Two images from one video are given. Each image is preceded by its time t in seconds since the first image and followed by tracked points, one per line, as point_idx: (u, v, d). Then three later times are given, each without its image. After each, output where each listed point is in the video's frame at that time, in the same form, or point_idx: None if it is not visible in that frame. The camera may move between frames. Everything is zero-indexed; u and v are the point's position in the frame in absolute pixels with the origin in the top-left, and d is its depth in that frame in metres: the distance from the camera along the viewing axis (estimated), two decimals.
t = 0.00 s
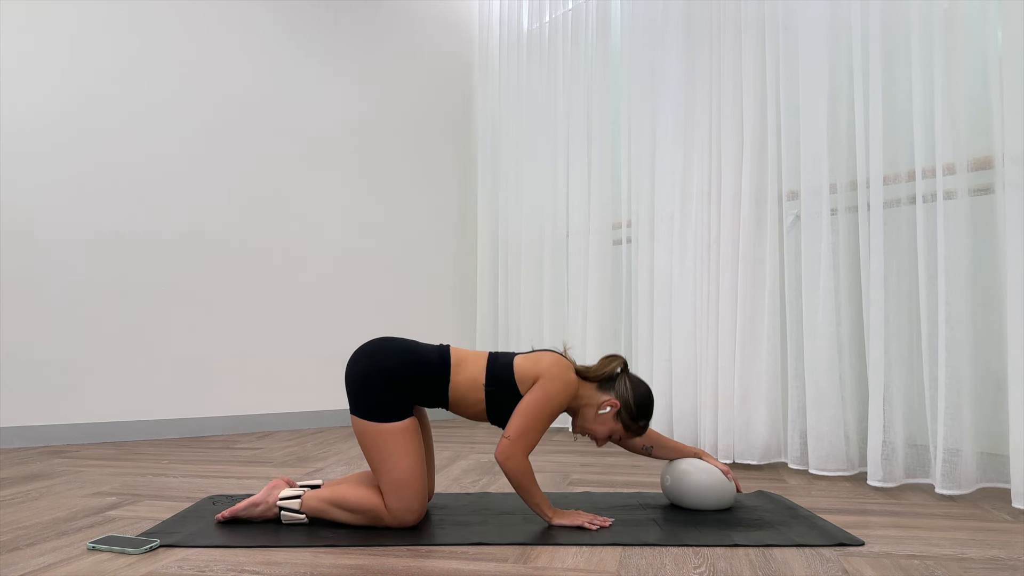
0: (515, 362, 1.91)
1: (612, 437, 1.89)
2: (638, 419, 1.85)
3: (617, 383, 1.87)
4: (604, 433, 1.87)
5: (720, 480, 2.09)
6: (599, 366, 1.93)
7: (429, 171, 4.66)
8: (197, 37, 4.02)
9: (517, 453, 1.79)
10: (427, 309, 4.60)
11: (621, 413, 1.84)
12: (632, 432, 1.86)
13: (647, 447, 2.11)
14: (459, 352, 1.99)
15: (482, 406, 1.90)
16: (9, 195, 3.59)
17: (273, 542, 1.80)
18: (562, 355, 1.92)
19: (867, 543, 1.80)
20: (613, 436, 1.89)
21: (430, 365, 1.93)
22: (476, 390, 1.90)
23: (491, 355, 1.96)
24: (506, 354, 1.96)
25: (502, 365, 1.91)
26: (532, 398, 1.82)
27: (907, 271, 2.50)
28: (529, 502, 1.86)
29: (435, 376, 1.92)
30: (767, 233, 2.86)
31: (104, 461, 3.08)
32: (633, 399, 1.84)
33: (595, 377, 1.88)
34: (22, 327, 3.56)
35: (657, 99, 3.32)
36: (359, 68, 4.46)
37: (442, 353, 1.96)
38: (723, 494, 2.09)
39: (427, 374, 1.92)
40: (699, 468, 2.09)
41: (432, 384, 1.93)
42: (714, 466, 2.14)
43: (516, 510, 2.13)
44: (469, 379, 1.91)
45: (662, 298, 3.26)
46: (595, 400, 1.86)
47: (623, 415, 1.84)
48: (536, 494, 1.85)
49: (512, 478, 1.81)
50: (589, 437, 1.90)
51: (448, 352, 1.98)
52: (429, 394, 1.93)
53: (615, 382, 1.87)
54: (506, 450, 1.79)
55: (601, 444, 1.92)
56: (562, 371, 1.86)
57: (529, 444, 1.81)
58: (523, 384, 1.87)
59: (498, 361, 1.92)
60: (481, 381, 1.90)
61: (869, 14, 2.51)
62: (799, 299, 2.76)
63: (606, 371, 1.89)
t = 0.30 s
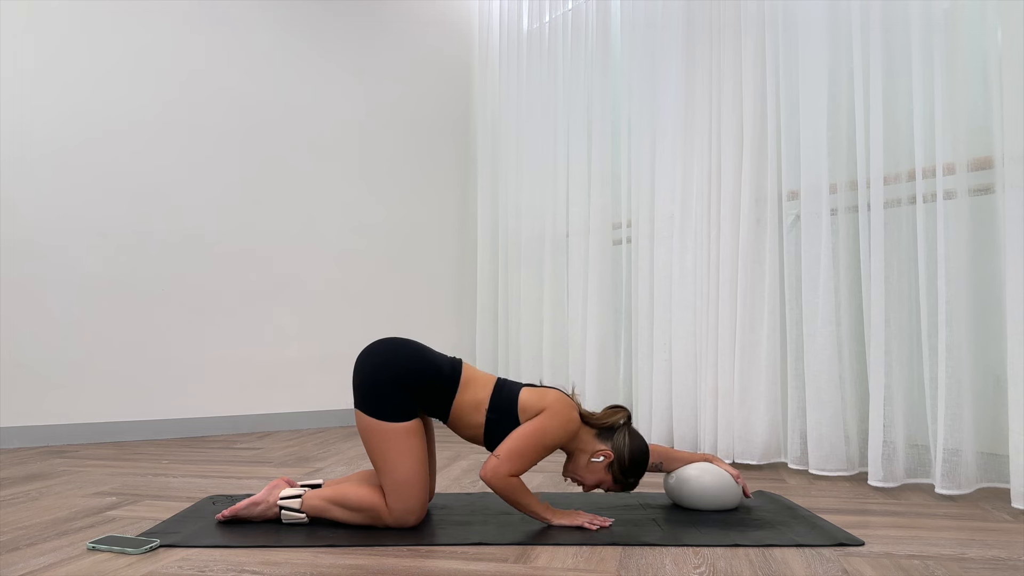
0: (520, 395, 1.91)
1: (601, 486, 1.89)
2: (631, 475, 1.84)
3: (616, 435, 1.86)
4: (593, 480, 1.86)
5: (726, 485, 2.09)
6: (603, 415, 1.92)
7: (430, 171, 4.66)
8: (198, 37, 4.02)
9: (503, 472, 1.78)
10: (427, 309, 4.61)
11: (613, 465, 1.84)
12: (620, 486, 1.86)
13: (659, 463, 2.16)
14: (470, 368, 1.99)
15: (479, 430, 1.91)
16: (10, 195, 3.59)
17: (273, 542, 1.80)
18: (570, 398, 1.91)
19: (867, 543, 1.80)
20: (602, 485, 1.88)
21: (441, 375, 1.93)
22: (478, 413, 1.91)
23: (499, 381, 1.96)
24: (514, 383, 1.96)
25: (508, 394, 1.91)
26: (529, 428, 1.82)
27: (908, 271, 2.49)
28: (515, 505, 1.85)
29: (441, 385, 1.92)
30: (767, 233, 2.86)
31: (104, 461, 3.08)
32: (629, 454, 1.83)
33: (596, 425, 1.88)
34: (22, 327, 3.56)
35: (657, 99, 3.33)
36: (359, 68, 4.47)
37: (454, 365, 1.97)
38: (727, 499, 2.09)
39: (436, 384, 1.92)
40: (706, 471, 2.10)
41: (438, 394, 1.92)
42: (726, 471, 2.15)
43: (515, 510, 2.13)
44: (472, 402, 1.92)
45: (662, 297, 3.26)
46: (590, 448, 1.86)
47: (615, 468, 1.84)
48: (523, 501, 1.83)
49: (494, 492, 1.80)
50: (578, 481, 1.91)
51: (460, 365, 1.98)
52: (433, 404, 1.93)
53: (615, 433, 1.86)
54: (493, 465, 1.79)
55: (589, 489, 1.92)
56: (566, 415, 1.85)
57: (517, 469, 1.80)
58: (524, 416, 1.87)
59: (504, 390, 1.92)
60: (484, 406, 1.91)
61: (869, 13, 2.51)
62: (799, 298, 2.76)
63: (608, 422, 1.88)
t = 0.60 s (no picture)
0: (521, 369, 1.91)
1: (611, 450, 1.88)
2: (640, 438, 1.85)
3: (624, 400, 1.86)
4: (605, 445, 1.85)
5: (723, 486, 2.09)
6: (610, 382, 1.92)
7: (430, 171, 4.66)
8: (198, 37, 4.02)
9: (517, 456, 1.77)
10: (427, 309, 4.61)
11: (624, 429, 1.83)
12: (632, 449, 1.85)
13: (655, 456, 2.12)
14: (469, 356, 2.00)
15: (487, 409, 1.91)
16: (10, 195, 3.59)
17: (273, 542, 1.80)
18: (568, 365, 1.91)
19: (867, 543, 1.80)
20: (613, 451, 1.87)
21: (441, 368, 1.93)
22: (482, 393, 1.91)
23: (498, 361, 1.97)
24: (512, 360, 1.96)
25: (511, 370, 1.91)
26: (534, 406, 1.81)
27: (908, 271, 2.49)
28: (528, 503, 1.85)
29: (442, 377, 1.92)
30: (767, 233, 2.86)
31: (104, 462, 3.08)
32: (639, 417, 1.83)
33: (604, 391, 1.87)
34: (22, 327, 3.56)
35: (657, 99, 3.33)
36: (359, 68, 4.47)
37: (453, 356, 1.97)
38: (724, 500, 2.09)
39: (438, 377, 1.92)
40: (706, 470, 2.10)
41: (441, 387, 1.93)
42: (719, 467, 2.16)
43: (516, 510, 2.13)
44: (476, 383, 1.92)
45: (662, 297, 3.26)
46: (599, 413, 1.85)
47: (626, 431, 1.83)
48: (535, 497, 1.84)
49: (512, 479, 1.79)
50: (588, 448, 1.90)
51: (460, 356, 1.98)
52: (437, 396, 1.93)
53: (624, 398, 1.86)
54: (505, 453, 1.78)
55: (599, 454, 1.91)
56: (568, 381, 1.84)
57: (531, 449, 1.79)
58: (529, 390, 1.87)
59: (504, 369, 1.92)
60: (488, 385, 1.91)
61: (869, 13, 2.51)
62: (799, 298, 2.76)
63: (616, 387, 1.88)
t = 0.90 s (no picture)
0: (511, 330, 1.91)
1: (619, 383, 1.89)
2: (644, 363, 1.84)
3: (620, 331, 1.87)
4: (610, 379, 1.87)
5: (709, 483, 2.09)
6: (603, 318, 1.93)
7: (430, 172, 4.66)
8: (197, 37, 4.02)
9: (545, 430, 1.82)
10: (427, 309, 4.60)
11: (625, 358, 1.84)
12: (638, 378, 1.85)
13: (629, 426, 2.16)
14: (457, 334, 1.99)
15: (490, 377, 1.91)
16: (10, 196, 3.59)
17: (273, 542, 1.80)
18: (555, 316, 1.90)
19: (867, 543, 1.80)
20: (622, 383, 1.88)
21: (434, 358, 1.93)
22: (480, 364, 1.91)
23: (487, 328, 1.96)
24: (501, 323, 1.96)
25: (500, 334, 1.91)
26: (538, 372, 1.82)
27: (908, 271, 2.49)
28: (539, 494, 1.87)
29: (437, 364, 1.92)
30: (767, 233, 2.86)
31: (104, 461, 3.08)
32: (636, 344, 1.83)
33: (598, 325, 1.89)
34: (22, 327, 3.56)
35: (657, 98, 3.33)
36: (359, 68, 4.47)
37: (442, 341, 1.96)
38: (711, 496, 2.09)
39: (433, 366, 1.92)
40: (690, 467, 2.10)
41: (439, 375, 1.93)
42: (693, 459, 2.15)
43: (515, 510, 2.13)
44: (472, 355, 1.91)
45: (662, 298, 3.27)
46: (597, 347, 1.87)
47: (628, 360, 1.84)
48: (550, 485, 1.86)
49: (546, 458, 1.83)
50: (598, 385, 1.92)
51: (448, 339, 1.97)
52: (437, 384, 1.94)
53: (618, 330, 1.87)
54: (533, 432, 1.83)
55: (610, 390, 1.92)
56: (559, 334, 1.84)
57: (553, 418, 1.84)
58: (525, 352, 1.87)
59: (494, 332, 1.92)
60: (484, 355, 1.90)
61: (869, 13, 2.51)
62: (799, 299, 2.76)
63: (609, 321, 1.90)
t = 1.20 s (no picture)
0: (505, 323, 1.89)
1: (617, 356, 1.91)
2: (643, 335, 1.86)
3: (616, 305, 1.89)
4: (610, 353, 1.89)
5: (689, 478, 2.09)
6: (597, 292, 1.94)
7: (429, 172, 4.66)
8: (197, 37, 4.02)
9: (554, 429, 1.82)
10: (427, 309, 4.60)
11: (624, 332, 1.86)
12: (636, 349, 1.88)
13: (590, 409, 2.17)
14: (454, 330, 1.98)
15: (489, 371, 1.91)
16: (10, 196, 3.59)
17: (273, 542, 1.80)
18: (549, 306, 1.89)
19: (868, 544, 1.80)
20: (621, 356, 1.91)
21: (432, 355, 1.92)
22: (478, 358, 1.90)
23: (482, 321, 1.95)
24: (495, 315, 1.95)
25: (495, 327, 1.90)
26: (538, 371, 1.82)
27: (908, 271, 2.49)
28: (543, 492, 1.87)
29: (435, 361, 1.92)
30: (767, 233, 2.86)
31: (104, 461, 3.08)
32: (633, 315, 1.86)
33: (593, 301, 1.90)
34: (22, 327, 3.56)
35: (657, 98, 3.33)
36: (359, 68, 4.47)
37: (439, 338, 1.96)
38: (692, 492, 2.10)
39: (431, 364, 1.92)
40: (670, 465, 2.09)
41: (438, 373, 1.93)
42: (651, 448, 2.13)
43: (516, 510, 2.13)
44: (470, 351, 1.91)
45: (662, 297, 3.27)
46: (594, 322, 1.88)
47: (626, 332, 1.86)
48: (555, 483, 1.85)
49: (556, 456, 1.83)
50: (597, 361, 1.93)
51: (445, 335, 1.96)
52: (436, 381, 1.95)
53: (615, 303, 1.89)
54: (542, 430, 1.83)
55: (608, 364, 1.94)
56: (555, 329, 1.84)
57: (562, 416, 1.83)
58: (521, 347, 1.87)
59: (489, 325, 1.91)
60: (480, 350, 1.90)
61: (869, 13, 2.51)
62: (800, 299, 2.76)
63: (604, 296, 1.91)
